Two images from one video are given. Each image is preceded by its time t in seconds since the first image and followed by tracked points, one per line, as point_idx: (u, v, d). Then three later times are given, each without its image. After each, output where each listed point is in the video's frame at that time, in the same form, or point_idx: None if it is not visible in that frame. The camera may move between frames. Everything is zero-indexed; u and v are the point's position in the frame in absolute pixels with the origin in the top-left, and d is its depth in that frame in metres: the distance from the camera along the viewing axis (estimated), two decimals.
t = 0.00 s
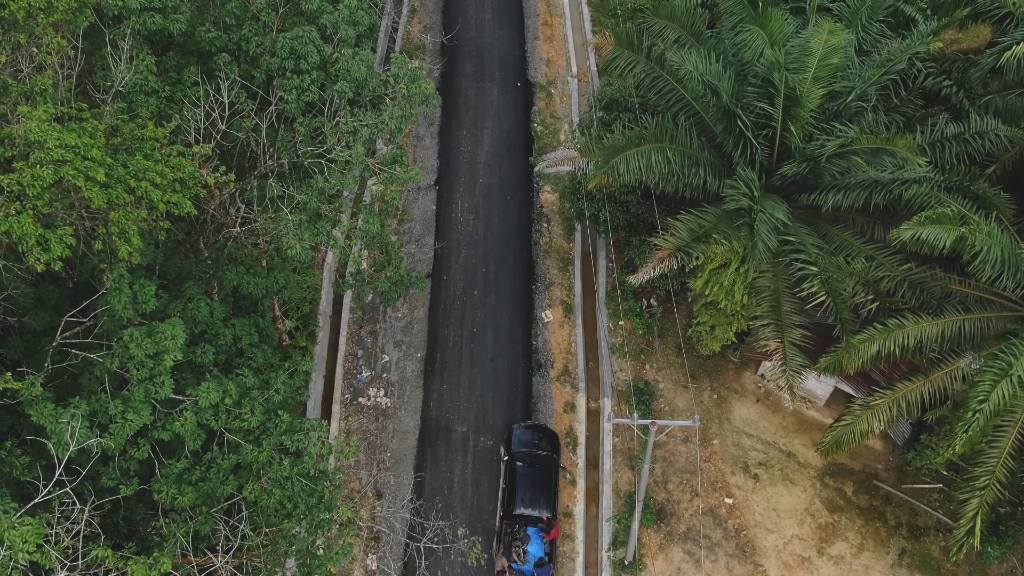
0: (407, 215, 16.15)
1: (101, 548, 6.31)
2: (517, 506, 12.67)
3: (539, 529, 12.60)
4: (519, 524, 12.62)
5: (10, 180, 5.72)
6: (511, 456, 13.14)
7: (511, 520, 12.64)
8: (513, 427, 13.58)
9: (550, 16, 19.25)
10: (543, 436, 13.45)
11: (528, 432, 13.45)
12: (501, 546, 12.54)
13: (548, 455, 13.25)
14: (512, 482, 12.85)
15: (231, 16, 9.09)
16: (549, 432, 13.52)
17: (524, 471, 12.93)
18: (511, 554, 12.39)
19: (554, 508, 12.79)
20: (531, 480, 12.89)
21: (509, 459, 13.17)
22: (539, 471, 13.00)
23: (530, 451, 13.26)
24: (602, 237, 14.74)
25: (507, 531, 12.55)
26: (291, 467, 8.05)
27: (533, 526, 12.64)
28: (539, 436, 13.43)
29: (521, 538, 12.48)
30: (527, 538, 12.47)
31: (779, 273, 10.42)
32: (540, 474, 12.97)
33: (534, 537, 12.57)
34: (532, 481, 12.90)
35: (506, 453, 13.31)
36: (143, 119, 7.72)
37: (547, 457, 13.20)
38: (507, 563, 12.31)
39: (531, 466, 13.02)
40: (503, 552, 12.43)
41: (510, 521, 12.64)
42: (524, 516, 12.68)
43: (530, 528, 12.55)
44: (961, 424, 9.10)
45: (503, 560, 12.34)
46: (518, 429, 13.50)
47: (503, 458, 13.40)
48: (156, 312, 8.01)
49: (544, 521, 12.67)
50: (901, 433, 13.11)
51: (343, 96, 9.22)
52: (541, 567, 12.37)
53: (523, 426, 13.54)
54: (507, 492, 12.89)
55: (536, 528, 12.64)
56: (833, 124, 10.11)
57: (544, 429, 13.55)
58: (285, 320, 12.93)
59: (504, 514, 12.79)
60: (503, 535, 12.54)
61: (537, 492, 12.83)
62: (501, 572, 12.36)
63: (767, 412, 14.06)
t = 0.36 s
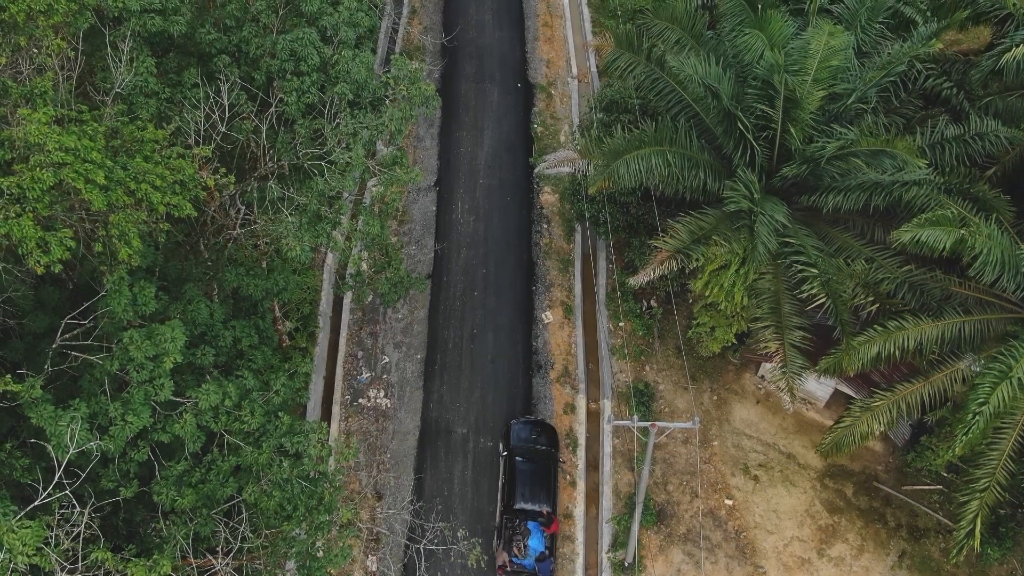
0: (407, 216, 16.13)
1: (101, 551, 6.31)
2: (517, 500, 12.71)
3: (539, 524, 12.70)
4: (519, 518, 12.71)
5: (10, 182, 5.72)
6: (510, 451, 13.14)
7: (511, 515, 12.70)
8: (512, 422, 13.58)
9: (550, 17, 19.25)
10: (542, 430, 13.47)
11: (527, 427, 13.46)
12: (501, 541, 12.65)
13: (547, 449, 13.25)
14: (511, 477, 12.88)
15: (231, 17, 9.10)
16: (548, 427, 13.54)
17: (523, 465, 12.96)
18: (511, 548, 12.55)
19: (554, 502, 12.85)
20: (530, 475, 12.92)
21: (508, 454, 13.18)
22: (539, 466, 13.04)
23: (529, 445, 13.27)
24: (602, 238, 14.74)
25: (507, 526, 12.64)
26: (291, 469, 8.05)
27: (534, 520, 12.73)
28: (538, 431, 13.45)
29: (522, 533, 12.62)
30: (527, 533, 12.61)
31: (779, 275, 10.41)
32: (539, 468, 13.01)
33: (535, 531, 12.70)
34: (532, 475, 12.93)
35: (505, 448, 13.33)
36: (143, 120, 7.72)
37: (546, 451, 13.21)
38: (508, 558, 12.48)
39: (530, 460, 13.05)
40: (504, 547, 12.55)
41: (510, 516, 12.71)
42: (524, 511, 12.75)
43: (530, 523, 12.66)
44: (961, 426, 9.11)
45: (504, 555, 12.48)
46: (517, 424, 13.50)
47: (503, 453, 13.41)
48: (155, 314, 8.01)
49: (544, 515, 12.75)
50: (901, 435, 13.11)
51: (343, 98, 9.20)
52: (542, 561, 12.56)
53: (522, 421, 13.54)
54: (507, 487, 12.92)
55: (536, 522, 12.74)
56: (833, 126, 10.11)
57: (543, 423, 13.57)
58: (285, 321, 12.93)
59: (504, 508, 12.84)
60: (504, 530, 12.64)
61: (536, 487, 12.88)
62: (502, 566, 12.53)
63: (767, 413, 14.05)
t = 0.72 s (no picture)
0: (408, 218, 16.12)
1: (100, 556, 6.29)
2: (516, 495, 12.83)
3: (539, 518, 12.74)
4: (519, 513, 12.78)
5: (8, 188, 5.72)
6: (508, 447, 13.29)
7: (510, 510, 12.79)
8: (509, 417, 13.72)
9: (550, 18, 19.23)
10: (540, 425, 13.58)
11: (525, 422, 13.56)
12: (502, 536, 12.72)
13: (545, 443, 13.35)
14: (510, 472, 13.00)
15: (231, 21, 9.09)
16: (545, 421, 13.66)
17: (521, 460, 13.07)
18: (512, 543, 12.63)
19: (553, 495, 12.93)
20: (529, 469, 13.00)
21: (506, 449, 13.30)
22: (537, 461, 13.11)
23: (527, 440, 13.39)
24: (602, 240, 14.70)
25: (507, 521, 12.70)
26: (291, 473, 8.04)
27: (534, 514, 12.77)
28: (536, 426, 13.55)
29: (522, 527, 12.69)
30: (527, 527, 12.67)
31: (779, 278, 10.39)
32: (537, 463, 13.08)
33: (535, 526, 12.74)
34: (530, 470, 13.01)
35: (504, 444, 13.42)
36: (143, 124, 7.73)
37: (544, 445, 13.30)
38: (509, 552, 12.57)
39: (528, 455, 13.14)
40: (504, 542, 12.63)
41: (510, 511, 12.78)
42: (524, 505, 12.83)
43: (530, 517, 12.72)
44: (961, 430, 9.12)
45: (504, 549, 12.57)
46: (515, 419, 13.62)
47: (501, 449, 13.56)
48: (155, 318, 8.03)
49: (544, 509, 12.80)
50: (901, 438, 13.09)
51: (343, 101, 9.18)
52: (543, 555, 12.62)
53: (520, 416, 13.66)
54: (506, 482, 13.00)
55: (536, 516, 12.78)
56: (833, 130, 10.10)
57: (540, 418, 13.69)
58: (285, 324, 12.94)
59: (504, 503, 12.91)
60: (503, 524, 12.69)
61: (535, 481, 12.95)
62: (503, 561, 12.62)
63: (767, 416, 14.03)
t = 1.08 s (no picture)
0: (408, 220, 16.10)
1: (98, 563, 6.26)
2: (515, 490, 12.88)
3: (539, 512, 12.82)
4: (518, 508, 12.85)
5: (6, 195, 5.68)
6: (506, 443, 13.31)
7: (509, 505, 12.86)
8: (506, 414, 13.78)
9: (550, 20, 19.18)
10: (538, 420, 13.65)
11: (521, 418, 13.66)
12: (501, 531, 12.78)
13: (542, 438, 13.43)
14: (508, 467, 13.03)
15: (230, 24, 9.06)
16: (542, 416, 13.75)
17: (520, 455, 13.11)
18: (512, 537, 12.67)
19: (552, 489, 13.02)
20: (527, 465, 13.04)
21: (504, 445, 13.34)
22: (536, 456, 13.15)
23: (525, 436, 13.44)
24: (602, 243, 14.67)
25: (507, 516, 12.77)
26: (290, 479, 8.02)
27: (533, 509, 12.85)
28: (533, 421, 13.63)
29: (522, 522, 12.75)
30: (527, 522, 12.73)
31: (780, 282, 10.37)
32: (535, 458, 13.13)
33: (534, 520, 12.82)
34: (529, 464, 13.06)
35: (501, 440, 13.47)
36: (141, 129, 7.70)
37: (541, 440, 13.38)
38: (510, 547, 12.62)
39: (526, 450, 13.18)
40: (504, 537, 12.68)
41: (509, 506, 12.86)
42: (524, 500, 12.90)
43: (529, 512, 12.78)
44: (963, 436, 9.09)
45: (505, 544, 12.62)
46: (512, 416, 13.71)
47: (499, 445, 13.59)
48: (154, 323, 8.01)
49: (542, 503, 12.89)
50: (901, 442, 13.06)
51: (343, 106, 9.13)
52: (543, 548, 12.69)
53: (518, 413, 13.75)
54: (504, 478, 13.05)
55: (535, 510, 12.86)
56: (834, 134, 10.07)
57: (537, 413, 13.77)
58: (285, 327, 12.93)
59: (503, 499, 12.98)
60: (503, 520, 12.77)
61: (534, 476, 13.00)
62: (503, 556, 12.67)
63: (768, 419, 13.98)
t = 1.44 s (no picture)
0: (407, 223, 16.06)
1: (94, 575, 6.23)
2: (514, 485, 12.86)
3: (538, 506, 12.80)
4: (517, 503, 12.84)
5: (2, 206, 5.64)
6: (504, 439, 13.27)
7: (508, 500, 12.84)
8: (503, 410, 13.72)
9: (550, 23, 19.11)
10: (535, 415, 13.60)
11: (519, 413, 13.57)
12: (501, 526, 12.77)
13: (540, 433, 13.38)
14: (506, 463, 13.03)
15: (229, 30, 9.04)
16: (539, 411, 13.68)
17: (517, 450, 13.10)
18: (512, 532, 12.67)
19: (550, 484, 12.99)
20: (524, 460, 13.02)
21: (501, 440, 13.32)
22: (533, 451, 13.13)
23: (522, 431, 13.40)
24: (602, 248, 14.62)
25: (506, 511, 12.75)
26: (288, 488, 7.98)
27: (532, 503, 12.83)
28: (530, 416, 13.57)
29: (521, 517, 12.74)
30: (527, 516, 12.71)
31: (780, 288, 10.33)
32: (533, 453, 13.09)
33: (534, 514, 12.79)
34: (526, 460, 13.05)
35: (499, 436, 13.44)
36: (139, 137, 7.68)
37: (538, 435, 13.34)
38: (510, 542, 12.61)
39: (524, 445, 13.15)
40: (504, 532, 12.68)
41: (508, 501, 12.84)
42: (523, 495, 12.88)
43: (528, 506, 12.76)
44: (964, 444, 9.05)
45: (505, 540, 12.61)
46: (509, 411, 13.63)
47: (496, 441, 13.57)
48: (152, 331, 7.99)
49: (541, 498, 12.86)
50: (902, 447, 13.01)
51: (342, 113, 9.08)
52: (543, 542, 12.67)
53: (515, 408, 13.66)
54: (502, 473, 13.05)
55: (534, 505, 12.84)
56: (835, 140, 10.03)
57: (534, 408, 13.69)
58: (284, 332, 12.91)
59: (502, 494, 12.98)
60: (503, 515, 12.76)
61: (532, 471, 13.00)
62: (503, 551, 12.66)
63: (768, 424, 13.94)
